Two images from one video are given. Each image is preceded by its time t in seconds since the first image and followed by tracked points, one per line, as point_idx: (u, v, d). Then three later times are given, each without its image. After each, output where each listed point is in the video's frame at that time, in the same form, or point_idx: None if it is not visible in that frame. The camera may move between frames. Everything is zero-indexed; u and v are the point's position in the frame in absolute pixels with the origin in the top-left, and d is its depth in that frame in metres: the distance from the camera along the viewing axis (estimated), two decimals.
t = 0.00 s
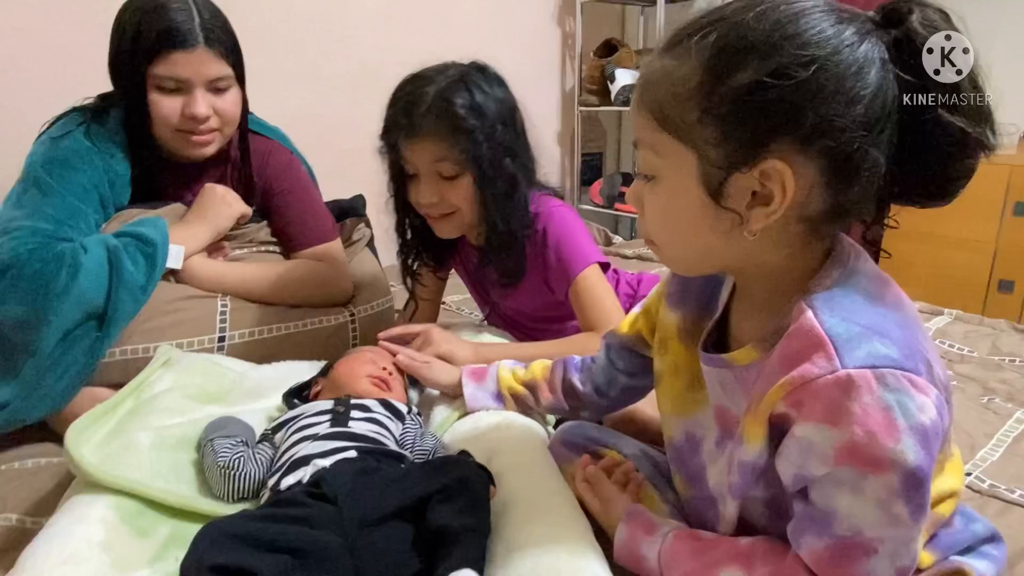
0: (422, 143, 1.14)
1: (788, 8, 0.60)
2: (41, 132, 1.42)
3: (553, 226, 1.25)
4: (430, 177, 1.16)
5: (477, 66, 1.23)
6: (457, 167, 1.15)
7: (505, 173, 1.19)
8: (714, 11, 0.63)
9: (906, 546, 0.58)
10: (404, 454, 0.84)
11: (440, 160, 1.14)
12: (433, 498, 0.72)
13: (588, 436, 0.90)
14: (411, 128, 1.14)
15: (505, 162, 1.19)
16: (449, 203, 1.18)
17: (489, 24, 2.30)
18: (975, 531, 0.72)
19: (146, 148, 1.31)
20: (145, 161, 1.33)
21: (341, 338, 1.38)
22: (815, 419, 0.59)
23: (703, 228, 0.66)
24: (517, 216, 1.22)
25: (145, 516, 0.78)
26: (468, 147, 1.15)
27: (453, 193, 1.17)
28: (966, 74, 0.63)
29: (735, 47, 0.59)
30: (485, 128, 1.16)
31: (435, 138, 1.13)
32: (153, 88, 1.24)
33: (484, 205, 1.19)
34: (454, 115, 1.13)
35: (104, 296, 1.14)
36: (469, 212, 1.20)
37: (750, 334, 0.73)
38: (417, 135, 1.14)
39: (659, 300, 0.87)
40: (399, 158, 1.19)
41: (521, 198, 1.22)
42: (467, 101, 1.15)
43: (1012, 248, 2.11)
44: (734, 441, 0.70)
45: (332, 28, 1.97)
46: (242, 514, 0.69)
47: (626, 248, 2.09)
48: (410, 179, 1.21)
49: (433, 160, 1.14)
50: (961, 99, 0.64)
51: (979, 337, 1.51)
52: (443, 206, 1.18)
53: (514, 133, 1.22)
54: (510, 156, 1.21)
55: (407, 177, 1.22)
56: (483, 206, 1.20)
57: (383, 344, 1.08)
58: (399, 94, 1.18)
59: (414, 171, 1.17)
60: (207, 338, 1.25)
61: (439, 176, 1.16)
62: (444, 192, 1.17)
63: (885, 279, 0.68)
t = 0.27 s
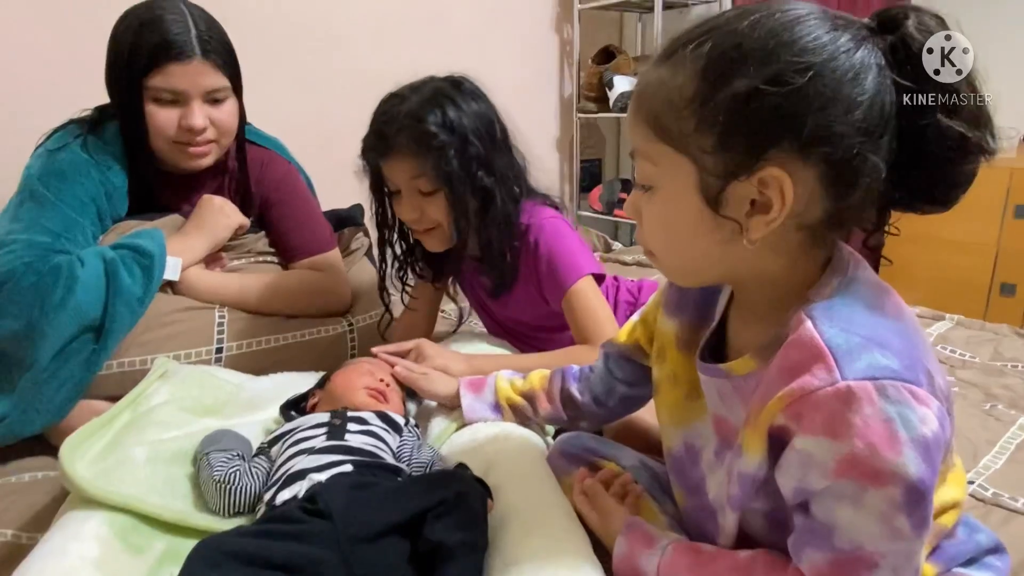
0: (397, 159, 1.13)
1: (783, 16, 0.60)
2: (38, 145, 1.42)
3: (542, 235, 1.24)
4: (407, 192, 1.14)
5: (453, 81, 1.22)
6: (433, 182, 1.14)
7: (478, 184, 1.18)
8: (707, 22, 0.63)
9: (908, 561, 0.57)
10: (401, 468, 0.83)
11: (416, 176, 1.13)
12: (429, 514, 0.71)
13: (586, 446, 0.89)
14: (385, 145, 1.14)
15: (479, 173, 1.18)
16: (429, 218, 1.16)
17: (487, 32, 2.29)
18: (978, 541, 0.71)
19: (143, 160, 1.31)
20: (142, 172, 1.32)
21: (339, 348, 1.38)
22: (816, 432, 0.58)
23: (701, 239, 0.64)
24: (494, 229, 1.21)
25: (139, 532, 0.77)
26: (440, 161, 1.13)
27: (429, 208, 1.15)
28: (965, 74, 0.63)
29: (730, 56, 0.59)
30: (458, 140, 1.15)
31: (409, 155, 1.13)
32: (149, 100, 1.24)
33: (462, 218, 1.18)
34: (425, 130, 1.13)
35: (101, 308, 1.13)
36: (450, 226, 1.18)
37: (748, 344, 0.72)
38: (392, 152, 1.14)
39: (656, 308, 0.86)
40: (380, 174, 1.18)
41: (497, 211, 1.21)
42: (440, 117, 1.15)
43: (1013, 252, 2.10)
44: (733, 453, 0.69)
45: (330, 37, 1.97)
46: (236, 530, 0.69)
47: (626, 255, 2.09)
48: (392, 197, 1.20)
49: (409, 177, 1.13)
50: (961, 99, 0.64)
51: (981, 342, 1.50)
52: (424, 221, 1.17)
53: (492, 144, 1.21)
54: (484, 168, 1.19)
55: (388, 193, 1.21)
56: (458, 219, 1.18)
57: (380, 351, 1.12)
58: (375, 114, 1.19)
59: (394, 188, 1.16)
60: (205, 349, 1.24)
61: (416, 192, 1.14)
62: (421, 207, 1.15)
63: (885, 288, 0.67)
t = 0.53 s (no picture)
0: (397, 161, 1.14)
1: (783, 17, 0.59)
2: (43, 153, 1.43)
3: (548, 238, 1.23)
4: (408, 194, 1.15)
5: (455, 85, 1.23)
6: (433, 183, 1.14)
7: (480, 184, 1.17)
8: (706, 27, 0.63)
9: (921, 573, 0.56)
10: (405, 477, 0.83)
11: (416, 177, 1.13)
12: (434, 524, 0.71)
13: (589, 455, 0.88)
14: (384, 147, 1.15)
15: (479, 174, 1.17)
16: (431, 220, 1.16)
17: (492, 36, 2.29)
18: (992, 551, 0.70)
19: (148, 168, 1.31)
20: (147, 181, 1.33)
21: (344, 355, 1.37)
22: (827, 441, 0.57)
23: (715, 246, 0.63)
24: (494, 230, 1.20)
25: (143, 543, 0.77)
26: (440, 161, 1.13)
27: (428, 209, 1.15)
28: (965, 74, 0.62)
29: (734, 60, 0.58)
30: (458, 141, 1.15)
31: (407, 156, 1.13)
32: (154, 110, 1.24)
33: (463, 221, 1.17)
34: (425, 131, 1.13)
35: (106, 318, 1.14)
36: (450, 230, 1.18)
37: (758, 350, 0.71)
38: (391, 155, 1.14)
39: (662, 313, 0.85)
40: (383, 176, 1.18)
41: (497, 213, 1.20)
42: (441, 118, 1.15)
43: None
44: (741, 461, 0.68)
45: (335, 43, 1.97)
46: (240, 542, 0.69)
47: (632, 259, 2.08)
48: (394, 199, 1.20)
49: (409, 177, 1.14)
50: (964, 99, 0.63)
51: (992, 345, 1.49)
52: (425, 224, 1.17)
53: (493, 147, 1.21)
54: (484, 167, 1.18)
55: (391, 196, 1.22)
56: (458, 222, 1.17)
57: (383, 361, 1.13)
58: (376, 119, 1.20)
59: (396, 190, 1.16)
60: (210, 357, 1.24)
61: (416, 194, 1.14)
62: (422, 208, 1.16)
63: (896, 292, 0.66)
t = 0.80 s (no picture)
0: (396, 158, 1.15)
1: None
2: (50, 156, 1.43)
3: (551, 235, 1.22)
4: (408, 192, 1.16)
5: (454, 82, 1.23)
6: (432, 181, 1.15)
7: (478, 180, 1.17)
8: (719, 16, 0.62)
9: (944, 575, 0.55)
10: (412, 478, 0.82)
11: (415, 175, 1.14)
12: (441, 525, 0.70)
13: (597, 455, 0.87)
14: (384, 145, 1.16)
15: (478, 171, 1.17)
16: (431, 218, 1.17)
17: (498, 35, 2.29)
18: (1013, 553, 0.68)
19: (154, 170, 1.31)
20: (154, 183, 1.32)
21: (352, 356, 1.37)
22: (855, 438, 0.56)
23: (754, 238, 0.61)
24: (495, 228, 1.20)
25: (150, 545, 0.77)
26: (438, 157, 1.14)
27: (429, 207, 1.16)
28: (964, 76, 0.60)
29: (760, 44, 0.57)
30: (457, 139, 1.16)
31: (405, 155, 1.14)
32: (160, 112, 1.23)
33: (462, 218, 1.17)
34: (422, 128, 1.14)
35: (113, 319, 1.13)
36: (451, 227, 1.18)
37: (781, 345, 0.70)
38: (390, 153, 1.15)
39: (678, 306, 0.84)
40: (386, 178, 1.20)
41: (497, 210, 1.20)
42: (438, 116, 1.16)
43: None
44: (761, 459, 0.67)
45: (340, 44, 1.97)
46: (247, 543, 0.69)
47: (641, 257, 2.07)
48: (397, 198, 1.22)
49: (409, 176, 1.15)
50: (965, 98, 0.61)
51: (1006, 341, 1.47)
52: (426, 221, 1.18)
53: (494, 143, 1.21)
54: (482, 164, 1.18)
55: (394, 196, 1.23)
56: (458, 219, 1.17)
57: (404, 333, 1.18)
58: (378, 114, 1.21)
59: (398, 190, 1.18)
60: (217, 358, 1.24)
61: (417, 191, 1.16)
62: (423, 207, 1.16)
63: (923, 286, 0.65)
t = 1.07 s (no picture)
0: (393, 159, 1.16)
1: None
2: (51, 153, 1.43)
3: (550, 231, 1.22)
4: (405, 195, 1.16)
5: (447, 82, 1.24)
6: (429, 183, 1.15)
7: (474, 178, 1.18)
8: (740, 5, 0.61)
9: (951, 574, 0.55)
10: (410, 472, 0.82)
11: (413, 178, 1.15)
12: (436, 520, 0.71)
13: (595, 447, 0.88)
14: (380, 146, 1.17)
15: (471, 169, 1.17)
16: (431, 218, 1.17)
17: (499, 31, 2.29)
18: (1014, 549, 0.68)
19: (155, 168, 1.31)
20: (155, 180, 1.33)
21: (352, 352, 1.38)
22: (872, 433, 0.56)
23: (786, 232, 0.60)
24: (489, 223, 1.21)
25: (149, 539, 0.77)
26: (433, 154, 1.14)
27: (428, 206, 1.16)
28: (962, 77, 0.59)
29: (792, 30, 0.56)
30: (450, 142, 1.16)
31: (403, 154, 1.15)
32: (161, 110, 1.23)
33: (455, 217, 1.18)
34: (416, 129, 1.14)
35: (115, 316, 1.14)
36: (446, 230, 1.19)
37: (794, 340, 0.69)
38: (387, 154, 1.16)
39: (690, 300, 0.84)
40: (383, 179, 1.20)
41: (493, 207, 1.20)
42: (433, 116, 1.16)
43: None
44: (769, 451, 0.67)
45: (341, 41, 1.97)
46: (243, 537, 0.69)
47: (642, 253, 2.07)
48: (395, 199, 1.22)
49: (407, 178, 1.15)
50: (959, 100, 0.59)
51: (1009, 335, 1.47)
52: (424, 221, 1.18)
53: (491, 142, 1.21)
54: (478, 161, 1.18)
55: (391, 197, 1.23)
56: (452, 219, 1.18)
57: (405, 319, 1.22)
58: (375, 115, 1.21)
59: (396, 191, 1.18)
60: (219, 354, 1.24)
61: (413, 193, 1.15)
62: (421, 207, 1.16)
63: (942, 281, 0.64)
